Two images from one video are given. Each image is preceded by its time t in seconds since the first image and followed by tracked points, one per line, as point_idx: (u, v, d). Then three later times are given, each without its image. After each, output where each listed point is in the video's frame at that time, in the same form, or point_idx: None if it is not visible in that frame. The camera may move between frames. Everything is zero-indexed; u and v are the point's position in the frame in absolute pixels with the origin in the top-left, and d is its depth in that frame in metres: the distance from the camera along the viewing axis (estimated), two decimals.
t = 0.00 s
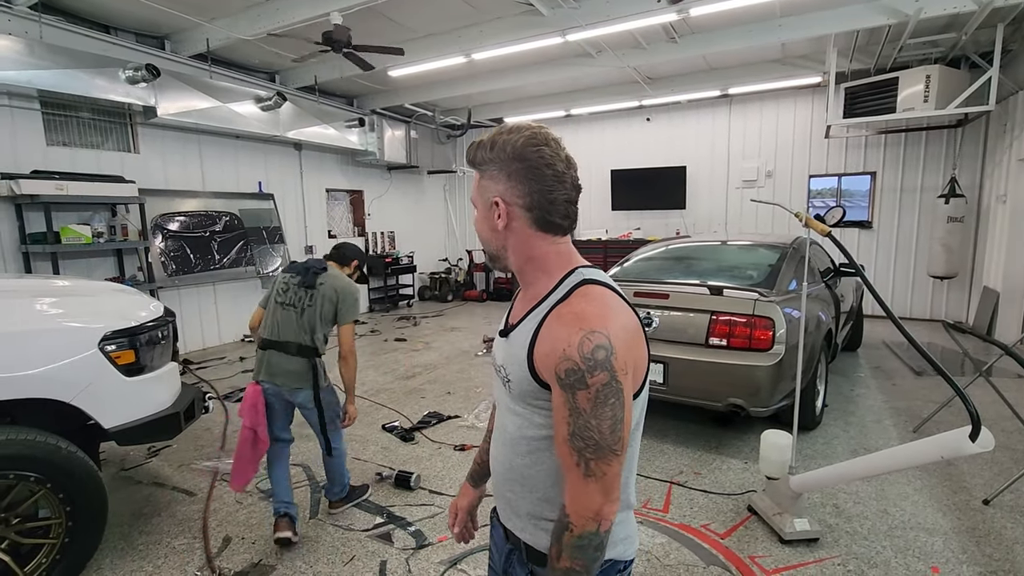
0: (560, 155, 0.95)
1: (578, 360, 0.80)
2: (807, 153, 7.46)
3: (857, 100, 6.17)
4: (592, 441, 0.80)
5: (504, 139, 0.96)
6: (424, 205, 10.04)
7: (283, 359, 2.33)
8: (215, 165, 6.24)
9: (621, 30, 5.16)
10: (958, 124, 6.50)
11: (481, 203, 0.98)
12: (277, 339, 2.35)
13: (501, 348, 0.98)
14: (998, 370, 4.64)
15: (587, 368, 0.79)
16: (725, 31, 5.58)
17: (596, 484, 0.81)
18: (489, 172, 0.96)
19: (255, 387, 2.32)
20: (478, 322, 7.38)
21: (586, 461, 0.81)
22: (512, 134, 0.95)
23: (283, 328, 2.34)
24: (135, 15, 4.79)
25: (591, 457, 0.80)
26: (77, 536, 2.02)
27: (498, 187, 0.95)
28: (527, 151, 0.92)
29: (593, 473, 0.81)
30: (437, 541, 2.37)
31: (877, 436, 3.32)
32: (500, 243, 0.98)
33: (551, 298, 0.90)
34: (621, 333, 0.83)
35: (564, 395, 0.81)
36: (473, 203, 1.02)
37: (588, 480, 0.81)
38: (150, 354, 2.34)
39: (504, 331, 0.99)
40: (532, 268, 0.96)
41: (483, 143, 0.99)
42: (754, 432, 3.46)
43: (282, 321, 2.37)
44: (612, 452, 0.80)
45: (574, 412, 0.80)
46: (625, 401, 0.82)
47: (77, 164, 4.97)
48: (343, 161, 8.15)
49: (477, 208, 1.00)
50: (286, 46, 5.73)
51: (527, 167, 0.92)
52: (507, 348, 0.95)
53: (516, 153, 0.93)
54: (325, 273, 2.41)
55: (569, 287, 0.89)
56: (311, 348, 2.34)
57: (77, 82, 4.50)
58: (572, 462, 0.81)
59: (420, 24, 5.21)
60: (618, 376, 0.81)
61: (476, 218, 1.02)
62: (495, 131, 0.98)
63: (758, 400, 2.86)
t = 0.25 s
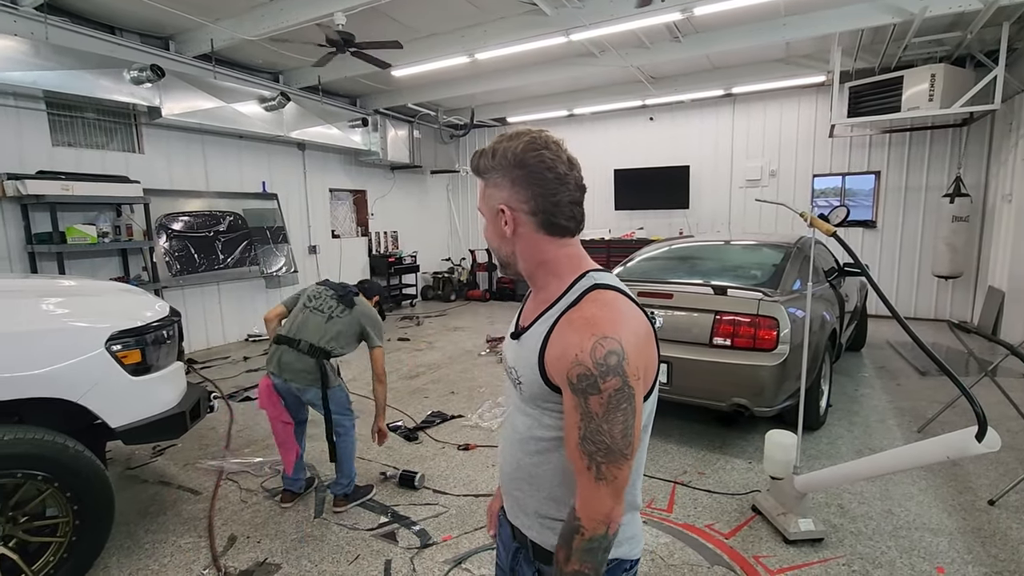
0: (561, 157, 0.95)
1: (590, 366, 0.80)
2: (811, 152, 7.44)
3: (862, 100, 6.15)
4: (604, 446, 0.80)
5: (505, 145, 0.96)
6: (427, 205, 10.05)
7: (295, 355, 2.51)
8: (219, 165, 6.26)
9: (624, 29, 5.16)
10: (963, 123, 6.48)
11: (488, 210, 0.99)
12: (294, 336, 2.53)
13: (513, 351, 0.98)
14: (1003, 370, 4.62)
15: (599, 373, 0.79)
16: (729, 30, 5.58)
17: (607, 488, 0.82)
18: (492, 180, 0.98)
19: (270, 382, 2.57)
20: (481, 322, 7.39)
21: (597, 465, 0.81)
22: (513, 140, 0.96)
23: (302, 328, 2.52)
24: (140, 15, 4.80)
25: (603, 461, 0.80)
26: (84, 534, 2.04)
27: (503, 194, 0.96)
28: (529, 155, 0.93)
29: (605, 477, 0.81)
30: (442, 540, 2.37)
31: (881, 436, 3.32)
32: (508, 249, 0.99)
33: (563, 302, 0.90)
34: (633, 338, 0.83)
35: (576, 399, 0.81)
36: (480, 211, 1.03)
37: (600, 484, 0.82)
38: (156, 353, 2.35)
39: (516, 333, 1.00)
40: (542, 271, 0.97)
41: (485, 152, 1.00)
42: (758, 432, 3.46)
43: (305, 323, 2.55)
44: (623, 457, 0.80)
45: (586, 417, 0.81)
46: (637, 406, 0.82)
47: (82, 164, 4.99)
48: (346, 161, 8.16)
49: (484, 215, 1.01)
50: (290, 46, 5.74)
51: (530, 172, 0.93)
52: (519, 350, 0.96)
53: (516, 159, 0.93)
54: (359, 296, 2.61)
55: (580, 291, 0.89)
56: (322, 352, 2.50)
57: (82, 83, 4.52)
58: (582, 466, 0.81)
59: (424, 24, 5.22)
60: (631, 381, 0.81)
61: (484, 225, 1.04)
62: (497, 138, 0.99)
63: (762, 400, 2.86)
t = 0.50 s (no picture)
0: (570, 158, 0.96)
1: (596, 366, 0.80)
2: (816, 151, 7.41)
3: (867, 99, 6.12)
4: (607, 446, 0.80)
5: (515, 147, 0.97)
6: (431, 204, 10.07)
7: (295, 367, 2.57)
8: (224, 165, 6.28)
9: (629, 29, 5.16)
10: (970, 122, 6.44)
11: (498, 212, 0.99)
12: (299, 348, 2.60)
13: (523, 350, 0.99)
14: (1010, 370, 4.60)
15: (605, 374, 0.80)
16: (733, 29, 5.57)
17: (608, 487, 0.82)
18: (503, 182, 0.98)
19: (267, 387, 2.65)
20: (485, 321, 7.39)
21: (600, 464, 0.81)
22: (523, 142, 0.97)
23: (310, 344, 2.59)
24: (146, 16, 4.83)
25: (605, 461, 0.81)
26: (93, 532, 2.05)
27: (513, 196, 0.96)
28: (539, 158, 0.94)
29: (606, 476, 0.81)
30: (447, 539, 2.38)
31: (887, 436, 3.30)
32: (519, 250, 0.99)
33: (571, 302, 0.91)
34: (639, 340, 0.83)
35: (580, 398, 0.82)
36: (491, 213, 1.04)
37: (601, 483, 0.82)
38: (164, 352, 2.37)
39: (526, 333, 1.01)
40: (552, 271, 0.97)
41: (496, 154, 1.01)
42: (763, 432, 3.45)
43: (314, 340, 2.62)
44: (626, 456, 0.81)
45: (589, 416, 0.81)
46: (640, 407, 0.82)
47: (89, 164, 5.02)
48: (350, 161, 8.18)
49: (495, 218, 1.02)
50: (295, 46, 5.76)
51: (539, 173, 0.93)
52: (528, 349, 0.96)
53: (527, 161, 0.94)
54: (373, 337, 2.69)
55: (589, 292, 0.90)
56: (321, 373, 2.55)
57: (89, 83, 4.54)
58: (584, 465, 0.82)
59: (428, 23, 5.22)
60: (635, 382, 0.81)
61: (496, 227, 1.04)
62: (508, 140, 1.00)
63: (768, 399, 2.86)
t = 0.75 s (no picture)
0: (580, 159, 0.96)
1: (599, 364, 0.80)
2: (822, 150, 7.38)
3: (874, 97, 6.09)
4: (607, 443, 0.81)
5: (525, 146, 0.97)
6: (435, 204, 10.08)
7: (287, 356, 2.60)
8: (230, 165, 6.31)
9: (633, 28, 5.15)
10: (977, 120, 6.40)
11: (507, 211, 1.00)
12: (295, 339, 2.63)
13: (530, 348, 1.00)
14: (1017, 370, 4.57)
15: (608, 372, 0.80)
16: (739, 28, 5.55)
17: (608, 485, 0.82)
18: (512, 182, 0.98)
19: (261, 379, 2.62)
20: (489, 321, 7.39)
21: (600, 461, 0.81)
22: (533, 143, 0.97)
23: (303, 335, 2.62)
24: (153, 17, 4.85)
25: (606, 459, 0.81)
26: (101, 530, 2.07)
27: (522, 196, 0.96)
28: (548, 158, 0.94)
29: (606, 474, 0.81)
30: (452, 538, 2.39)
31: (893, 437, 3.29)
32: (528, 249, 1.00)
33: (577, 301, 0.91)
34: (643, 340, 0.83)
35: (583, 396, 0.82)
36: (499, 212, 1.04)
37: (602, 481, 0.82)
38: (170, 352, 2.39)
39: (533, 331, 1.01)
40: (560, 271, 0.98)
41: (505, 153, 1.01)
42: (768, 432, 3.44)
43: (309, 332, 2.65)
44: (627, 455, 0.81)
45: (591, 413, 0.81)
46: (643, 406, 0.82)
47: (96, 165, 5.05)
48: (355, 161, 8.20)
49: (504, 216, 1.02)
50: (300, 47, 5.78)
51: (549, 173, 0.93)
52: (535, 347, 0.97)
53: (537, 161, 0.94)
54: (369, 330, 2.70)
55: (595, 292, 0.90)
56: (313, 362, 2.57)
57: (96, 85, 4.57)
58: (584, 461, 0.82)
59: (432, 23, 5.23)
60: (639, 382, 0.81)
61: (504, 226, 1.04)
62: (517, 140, 1.00)
63: (773, 399, 2.85)
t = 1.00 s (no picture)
0: (593, 162, 0.96)
1: (608, 362, 0.81)
2: (828, 149, 7.34)
3: (880, 96, 6.05)
4: (617, 440, 0.81)
5: (539, 145, 0.96)
6: (440, 204, 10.09)
7: (269, 338, 2.59)
8: (236, 165, 6.34)
9: (638, 27, 5.14)
10: (985, 119, 6.35)
11: (516, 209, 0.99)
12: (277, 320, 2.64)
13: (536, 347, 0.99)
14: None
15: (616, 370, 0.80)
16: (745, 27, 5.53)
17: (618, 481, 0.83)
18: (524, 180, 0.97)
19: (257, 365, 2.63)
20: (494, 321, 7.40)
21: (609, 458, 0.82)
22: (547, 141, 0.96)
23: (282, 314, 2.63)
24: (159, 19, 4.88)
25: (615, 456, 0.81)
26: (109, 528, 2.09)
27: (534, 195, 0.96)
28: (563, 160, 0.93)
29: (616, 470, 0.82)
30: (457, 538, 2.39)
31: (900, 438, 3.27)
32: (536, 247, 1.00)
33: (585, 300, 0.91)
34: (651, 338, 0.83)
35: (592, 394, 0.82)
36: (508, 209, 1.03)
37: (611, 477, 0.83)
38: (177, 351, 2.40)
39: (539, 331, 1.01)
40: (567, 272, 0.98)
41: (517, 151, 1.00)
42: (774, 432, 3.43)
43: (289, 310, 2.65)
44: (636, 452, 0.81)
45: (601, 411, 0.82)
46: (652, 403, 0.82)
47: (103, 165, 5.09)
48: (360, 161, 8.22)
49: (512, 213, 1.01)
50: (305, 47, 5.80)
51: (563, 175, 0.93)
52: (542, 347, 0.97)
53: (550, 161, 0.94)
54: (345, 285, 2.65)
55: (603, 291, 0.90)
56: (294, 338, 2.53)
57: (104, 86, 4.60)
58: (593, 458, 0.83)
59: (436, 24, 5.24)
60: (647, 379, 0.81)
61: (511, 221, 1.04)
62: (531, 138, 0.99)
63: (778, 400, 2.84)
